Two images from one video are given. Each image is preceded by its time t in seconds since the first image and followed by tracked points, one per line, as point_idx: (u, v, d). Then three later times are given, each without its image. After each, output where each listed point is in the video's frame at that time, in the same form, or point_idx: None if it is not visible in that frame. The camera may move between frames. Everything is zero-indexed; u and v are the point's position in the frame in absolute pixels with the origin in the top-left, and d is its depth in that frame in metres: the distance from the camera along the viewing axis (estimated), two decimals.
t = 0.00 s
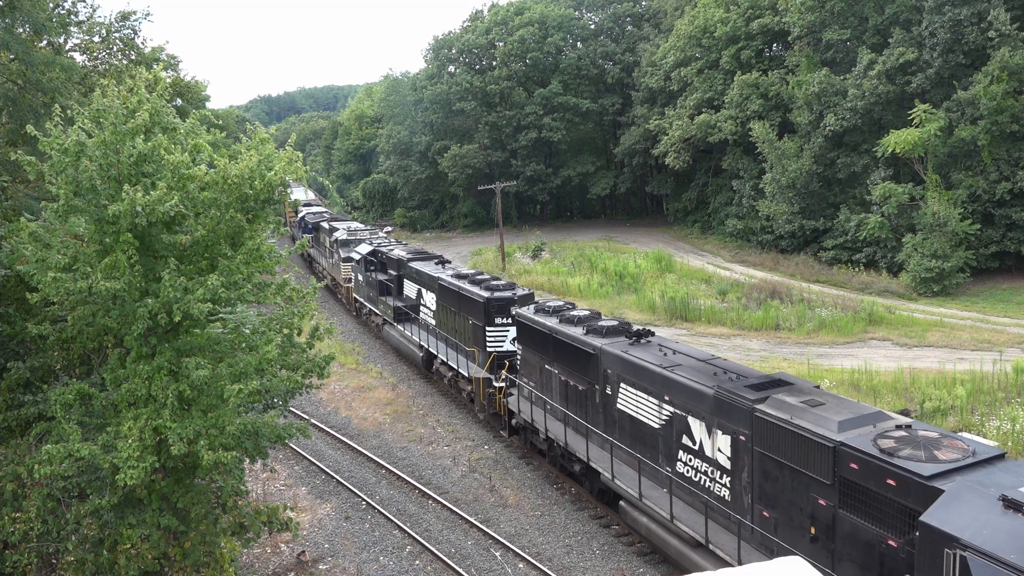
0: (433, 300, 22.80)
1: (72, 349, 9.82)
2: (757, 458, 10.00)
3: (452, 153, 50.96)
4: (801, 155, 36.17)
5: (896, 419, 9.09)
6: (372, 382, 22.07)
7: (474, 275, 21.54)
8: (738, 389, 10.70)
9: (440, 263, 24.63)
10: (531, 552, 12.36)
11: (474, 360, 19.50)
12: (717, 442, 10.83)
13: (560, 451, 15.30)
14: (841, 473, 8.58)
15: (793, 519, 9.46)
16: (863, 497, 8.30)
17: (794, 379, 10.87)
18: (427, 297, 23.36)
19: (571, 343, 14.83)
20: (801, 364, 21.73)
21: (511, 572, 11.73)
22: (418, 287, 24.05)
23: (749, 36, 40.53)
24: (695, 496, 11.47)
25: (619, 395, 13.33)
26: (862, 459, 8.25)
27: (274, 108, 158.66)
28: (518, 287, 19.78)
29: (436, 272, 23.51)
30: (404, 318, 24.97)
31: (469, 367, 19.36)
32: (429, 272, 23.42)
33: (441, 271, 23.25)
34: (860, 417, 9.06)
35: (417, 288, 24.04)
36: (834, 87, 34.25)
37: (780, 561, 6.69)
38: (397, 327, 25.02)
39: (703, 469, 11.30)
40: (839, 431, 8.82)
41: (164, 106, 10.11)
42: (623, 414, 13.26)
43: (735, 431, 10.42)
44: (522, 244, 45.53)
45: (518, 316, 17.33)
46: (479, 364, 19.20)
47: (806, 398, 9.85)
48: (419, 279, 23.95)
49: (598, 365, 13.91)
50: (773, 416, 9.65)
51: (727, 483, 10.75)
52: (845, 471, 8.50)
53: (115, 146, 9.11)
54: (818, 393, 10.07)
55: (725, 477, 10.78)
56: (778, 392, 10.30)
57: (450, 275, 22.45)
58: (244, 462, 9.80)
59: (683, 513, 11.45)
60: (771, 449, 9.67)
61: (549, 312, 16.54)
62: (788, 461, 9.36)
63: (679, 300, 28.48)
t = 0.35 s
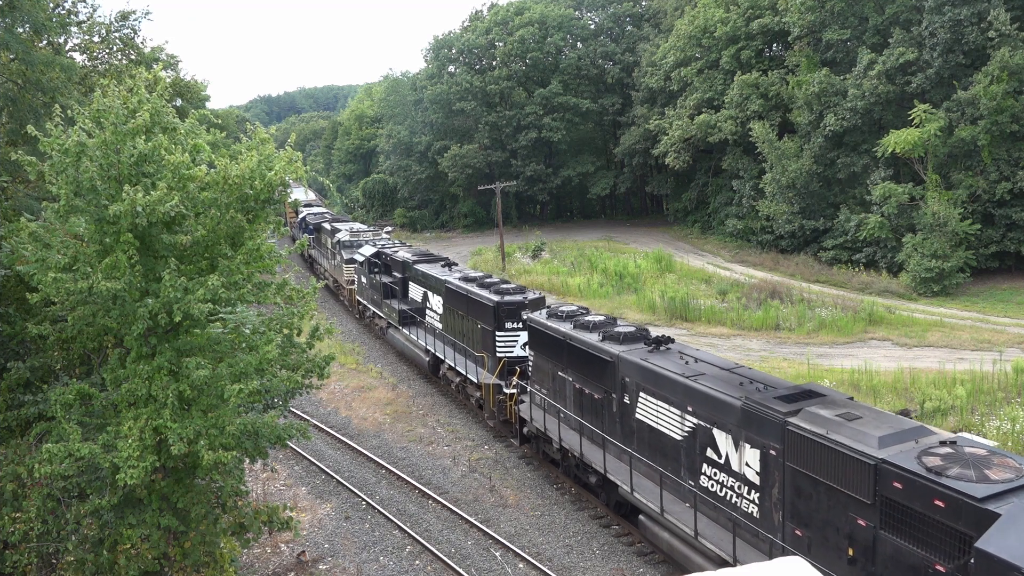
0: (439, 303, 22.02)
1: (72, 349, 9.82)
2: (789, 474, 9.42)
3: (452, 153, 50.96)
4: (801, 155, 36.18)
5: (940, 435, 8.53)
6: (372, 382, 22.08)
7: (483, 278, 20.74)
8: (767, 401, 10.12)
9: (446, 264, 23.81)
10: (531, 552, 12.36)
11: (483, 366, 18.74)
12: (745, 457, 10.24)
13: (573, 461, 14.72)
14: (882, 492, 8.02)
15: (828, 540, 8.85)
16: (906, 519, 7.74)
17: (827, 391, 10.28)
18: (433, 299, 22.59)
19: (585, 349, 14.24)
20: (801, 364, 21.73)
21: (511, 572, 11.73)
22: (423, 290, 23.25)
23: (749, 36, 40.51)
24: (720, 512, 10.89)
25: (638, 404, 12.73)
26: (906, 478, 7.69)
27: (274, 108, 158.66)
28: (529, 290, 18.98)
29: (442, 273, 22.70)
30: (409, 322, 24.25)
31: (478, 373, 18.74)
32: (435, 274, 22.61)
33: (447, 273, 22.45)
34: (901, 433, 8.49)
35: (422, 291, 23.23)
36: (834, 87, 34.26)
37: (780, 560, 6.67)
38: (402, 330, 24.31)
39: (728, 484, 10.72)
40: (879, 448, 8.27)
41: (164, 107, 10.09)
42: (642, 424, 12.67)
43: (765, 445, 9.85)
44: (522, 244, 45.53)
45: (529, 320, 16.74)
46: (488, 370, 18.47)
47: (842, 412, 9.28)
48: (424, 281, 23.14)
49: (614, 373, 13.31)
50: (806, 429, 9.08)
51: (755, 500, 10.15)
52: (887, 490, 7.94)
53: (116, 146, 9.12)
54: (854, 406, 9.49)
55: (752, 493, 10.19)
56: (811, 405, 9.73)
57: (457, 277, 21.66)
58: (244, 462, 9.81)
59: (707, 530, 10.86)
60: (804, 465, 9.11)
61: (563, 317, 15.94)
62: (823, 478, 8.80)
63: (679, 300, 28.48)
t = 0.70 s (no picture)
0: (446, 307, 21.56)
1: (72, 349, 9.83)
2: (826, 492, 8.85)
3: (452, 153, 50.95)
4: (801, 154, 36.19)
5: (990, 453, 7.95)
6: (372, 382, 22.08)
7: (492, 281, 20.27)
8: (800, 413, 9.56)
9: (454, 266, 23.35)
10: (531, 552, 12.36)
11: (494, 372, 18.27)
12: (777, 473, 9.67)
13: (589, 473, 14.15)
14: (929, 514, 7.47)
15: (866, 561, 8.33)
16: (957, 542, 7.19)
17: (863, 404, 9.74)
18: (440, 303, 22.12)
19: (602, 357, 13.70)
20: (801, 364, 21.72)
21: (511, 572, 11.73)
22: (431, 293, 22.81)
23: (749, 36, 40.49)
24: (748, 530, 10.32)
25: (659, 415, 12.16)
26: (957, 500, 7.15)
27: (274, 108, 158.62)
28: (540, 295, 18.50)
29: (450, 276, 22.25)
30: (415, 326, 23.83)
31: (488, 379, 18.24)
32: (443, 277, 22.15)
33: (456, 276, 21.99)
34: (948, 449, 7.93)
35: (430, 294, 22.80)
36: (834, 87, 34.27)
37: (781, 560, 6.64)
38: (409, 334, 23.89)
39: (756, 500, 10.17)
40: (926, 466, 7.72)
41: (164, 106, 10.08)
42: (663, 436, 12.12)
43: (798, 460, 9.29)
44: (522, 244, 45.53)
45: (542, 325, 16.19)
46: (499, 376, 17.98)
47: (881, 426, 8.73)
48: (432, 284, 22.69)
49: (634, 382, 12.76)
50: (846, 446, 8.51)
51: (787, 518, 9.57)
52: (935, 512, 7.39)
53: (116, 146, 9.12)
54: (894, 421, 8.94)
55: (784, 510, 9.61)
56: (846, 418, 9.17)
57: (466, 280, 21.19)
58: (244, 462, 9.81)
59: (735, 548, 10.29)
60: (842, 482, 8.56)
61: (577, 323, 15.40)
62: (865, 497, 8.24)
63: (679, 300, 28.49)
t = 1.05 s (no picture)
0: (453, 310, 20.92)
1: (72, 349, 9.82)
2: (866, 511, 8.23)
3: (452, 153, 50.95)
4: (801, 154, 36.18)
5: None
6: (372, 382, 22.09)
7: (501, 284, 19.59)
8: (838, 427, 8.92)
9: (462, 269, 22.71)
10: (532, 552, 12.35)
11: (504, 379, 17.61)
12: (813, 490, 9.03)
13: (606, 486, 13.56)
14: (985, 538, 6.85)
15: None
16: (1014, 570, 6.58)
17: (903, 417, 9.08)
18: (447, 306, 21.47)
19: (619, 364, 13.08)
20: (801, 364, 21.71)
21: (511, 572, 11.73)
22: (437, 297, 22.19)
23: (750, 36, 40.47)
24: (780, 549, 9.69)
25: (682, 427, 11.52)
26: (1015, 525, 6.54)
27: (274, 107, 158.64)
28: (552, 298, 17.77)
29: (457, 279, 21.61)
30: (420, 330, 23.25)
31: (497, 386, 17.57)
32: (450, 280, 21.51)
33: (464, 279, 21.33)
34: (1000, 469, 7.34)
35: (436, 297, 22.20)
36: (834, 87, 34.27)
37: (780, 560, 6.63)
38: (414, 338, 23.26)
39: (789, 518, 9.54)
40: (978, 487, 7.11)
41: (164, 106, 10.08)
42: (686, 448, 11.50)
43: (836, 478, 8.66)
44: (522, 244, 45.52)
45: (555, 331, 15.58)
46: (509, 384, 17.31)
47: (926, 443, 8.12)
48: (438, 287, 22.07)
49: (654, 391, 12.12)
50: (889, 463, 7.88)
51: (822, 537, 8.94)
52: (991, 537, 6.78)
53: (116, 146, 9.12)
54: (939, 436, 8.32)
55: (819, 530, 8.99)
56: (888, 434, 8.52)
57: (474, 283, 20.51)
58: (244, 462, 9.81)
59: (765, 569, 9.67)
60: (883, 502, 7.96)
61: (593, 329, 14.77)
62: (910, 519, 7.63)
63: (679, 300, 28.49)
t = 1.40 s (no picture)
0: (461, 314, 20.63)
1: (72, 349, 9.82)
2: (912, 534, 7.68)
3: (452, 153, 50.95)
4: (801, 154, 36.17)
5: None
6: (372, 382, 22.09)
7: (511, 288, 19.33)
8: (881, 443, 8.37)
9: (469, 272, 22.44)
10: (532, 552, 12.35)
11: (515, 387, 17.30)
12: (852, 509, 8.48)
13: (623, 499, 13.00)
14: None
15: None
16: None
17: (948, 433, 8.56)
18: (454, 310, 21.20)
19: (638, 373, 12.54)
20: (801, 364, 21.71)
21: (511, 572, 11.72)
22: (444, 301, 21.93)
23: (749, 36, 40.45)
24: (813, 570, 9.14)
25: (707, 439, 10.96)
26: None
27: (274, 107, 158.78)
28: (564, 303, 17.50)
29: (465, 283, 21.34)
30: (426, 333, 22.98)
31: (508, 393, 17.29)
32: (458, 283, 21.23)
33: (472, 282, 21.06)
34: None
35: (443, 301, 21.92)
36: (834, 87, 34.26)
37: (777, 560, 6.62)
38: (419, 342, 22.95)
39: (825, 539, 8.99)
40: None
41: (164, 106, 10.09)
42: (710, 461, 10.95)
43: (878, 497, 8.11)
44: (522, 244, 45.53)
45: (569, 337, 15.03)
46: (520, 391, 17.01)
47: (977, 463, 7.63)
48: (445, 290, 21.79)
49: (677, 401, 11.55)
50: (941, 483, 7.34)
51: (862, 560, 8.40)
52: None
53: (115, 146, 9.13)
54: (991, 456, 7.82)
55: (859, 552, 8.45)
56: (934, 452, 7.99)
57: (483, 287, 20.24)
58: (244, 462, 9.81)
59: None
60: (931, 525, 7.43)
61: (609, 335, 14.22)
62: (961, 543, 7.11)
63: (679, 300, 28.49)
